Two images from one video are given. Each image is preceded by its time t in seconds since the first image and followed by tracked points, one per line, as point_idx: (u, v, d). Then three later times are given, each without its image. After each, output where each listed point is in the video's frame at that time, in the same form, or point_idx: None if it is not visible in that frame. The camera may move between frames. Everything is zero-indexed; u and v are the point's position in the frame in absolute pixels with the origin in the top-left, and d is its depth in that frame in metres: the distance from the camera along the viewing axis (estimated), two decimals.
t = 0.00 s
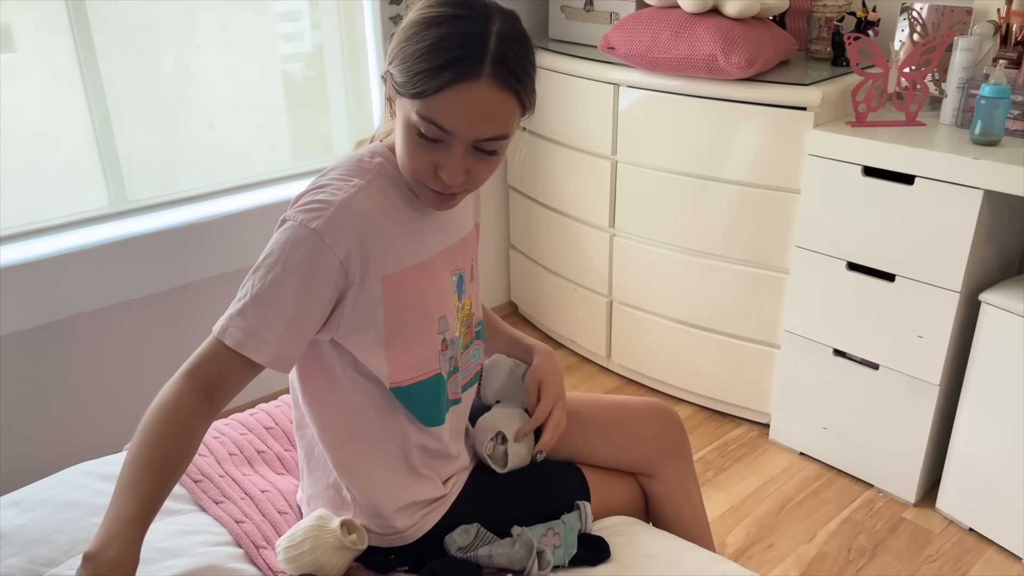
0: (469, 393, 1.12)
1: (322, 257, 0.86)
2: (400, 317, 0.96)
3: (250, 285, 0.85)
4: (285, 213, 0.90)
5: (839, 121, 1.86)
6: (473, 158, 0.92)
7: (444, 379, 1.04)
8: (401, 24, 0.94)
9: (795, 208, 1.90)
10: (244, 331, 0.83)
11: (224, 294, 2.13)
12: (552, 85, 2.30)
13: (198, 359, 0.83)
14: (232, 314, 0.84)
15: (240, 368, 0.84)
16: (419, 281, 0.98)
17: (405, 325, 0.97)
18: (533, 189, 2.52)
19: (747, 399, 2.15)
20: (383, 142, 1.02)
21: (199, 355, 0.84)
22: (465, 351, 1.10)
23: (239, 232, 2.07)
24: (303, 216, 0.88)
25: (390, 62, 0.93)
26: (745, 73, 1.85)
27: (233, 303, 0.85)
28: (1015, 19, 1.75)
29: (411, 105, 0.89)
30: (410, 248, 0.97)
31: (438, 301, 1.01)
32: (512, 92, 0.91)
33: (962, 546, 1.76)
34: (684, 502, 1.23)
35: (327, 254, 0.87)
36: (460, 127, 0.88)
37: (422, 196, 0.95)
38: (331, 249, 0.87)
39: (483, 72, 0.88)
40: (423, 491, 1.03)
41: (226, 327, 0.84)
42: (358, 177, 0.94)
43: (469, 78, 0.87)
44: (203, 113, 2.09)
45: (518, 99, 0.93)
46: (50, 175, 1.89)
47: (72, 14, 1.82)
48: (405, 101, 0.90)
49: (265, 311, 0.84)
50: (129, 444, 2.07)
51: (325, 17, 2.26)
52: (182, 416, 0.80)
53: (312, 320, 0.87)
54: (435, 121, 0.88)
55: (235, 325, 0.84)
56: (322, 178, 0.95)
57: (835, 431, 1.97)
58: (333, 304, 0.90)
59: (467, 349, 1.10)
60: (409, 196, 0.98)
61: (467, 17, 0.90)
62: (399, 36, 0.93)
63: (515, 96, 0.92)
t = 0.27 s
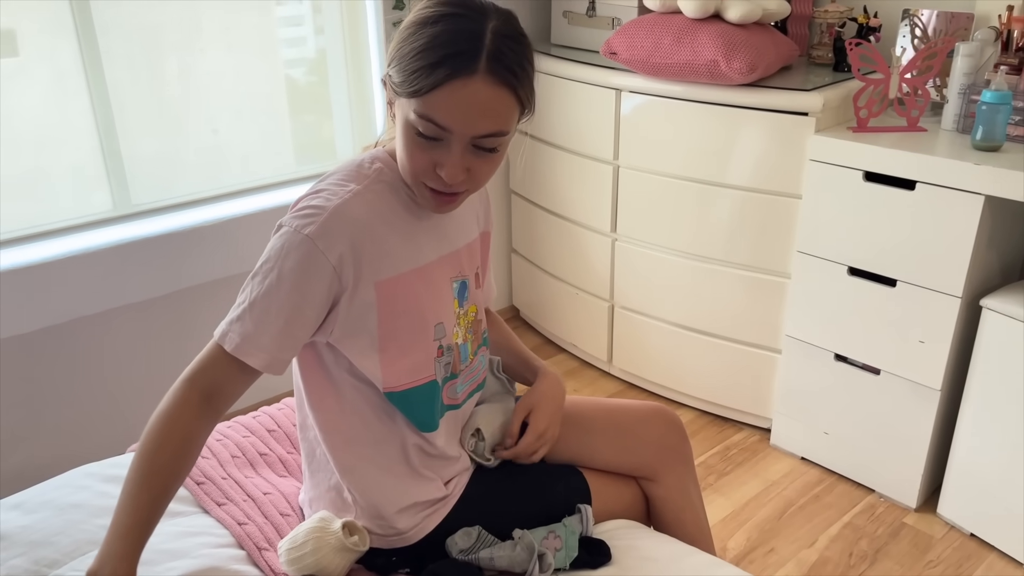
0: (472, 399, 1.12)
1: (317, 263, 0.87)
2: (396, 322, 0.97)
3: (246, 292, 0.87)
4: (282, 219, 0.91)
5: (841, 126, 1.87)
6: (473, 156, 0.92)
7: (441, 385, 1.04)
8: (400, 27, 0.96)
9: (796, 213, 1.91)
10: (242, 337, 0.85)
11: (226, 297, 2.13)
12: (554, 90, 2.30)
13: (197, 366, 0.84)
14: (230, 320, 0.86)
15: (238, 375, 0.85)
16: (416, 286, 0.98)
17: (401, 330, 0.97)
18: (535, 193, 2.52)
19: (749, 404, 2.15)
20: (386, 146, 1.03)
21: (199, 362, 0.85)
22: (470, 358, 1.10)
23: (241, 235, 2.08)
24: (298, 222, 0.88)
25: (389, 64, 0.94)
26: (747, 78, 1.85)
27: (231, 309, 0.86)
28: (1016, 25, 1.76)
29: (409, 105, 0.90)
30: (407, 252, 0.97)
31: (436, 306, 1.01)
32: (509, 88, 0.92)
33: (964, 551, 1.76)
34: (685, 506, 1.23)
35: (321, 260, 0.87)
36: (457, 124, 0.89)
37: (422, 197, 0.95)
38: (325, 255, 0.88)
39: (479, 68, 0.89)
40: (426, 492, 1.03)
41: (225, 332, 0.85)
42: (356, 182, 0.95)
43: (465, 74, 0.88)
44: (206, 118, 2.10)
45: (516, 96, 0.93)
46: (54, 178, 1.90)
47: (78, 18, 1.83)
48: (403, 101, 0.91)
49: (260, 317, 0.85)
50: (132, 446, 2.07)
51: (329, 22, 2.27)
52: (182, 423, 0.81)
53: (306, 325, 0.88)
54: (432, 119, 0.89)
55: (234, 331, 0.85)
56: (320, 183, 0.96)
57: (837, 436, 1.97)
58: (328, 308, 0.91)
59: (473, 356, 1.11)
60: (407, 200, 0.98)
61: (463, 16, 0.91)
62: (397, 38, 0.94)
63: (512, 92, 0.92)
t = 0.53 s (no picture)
0: (473, 408, 1.12)
1: (315, 272, 0.88)
2: (394, 331, 0.97)
3: (245, 301, 0.87)
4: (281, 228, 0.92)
5: (841, 134, 1.87)
6: (476, 155, 0.92)
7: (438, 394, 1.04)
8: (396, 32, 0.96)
9: (796, 220, 1.91)
10: (241, 347, 0.85)
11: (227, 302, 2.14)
12: (555, 97, 2.31)
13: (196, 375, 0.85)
14: (229, 330, 0.86)
15: (237, 385, 0.86)
16: (414, 295, 0.99)
17: (399, 339, 0.98)
18: (536, 199, 2.52)
19: (748, 411, 2.15)
20: (385, 155, 1.04)
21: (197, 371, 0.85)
22: (470, 367, 1.11)
23: (243, 240, 2.08)
24: (296, 231, 0.89)
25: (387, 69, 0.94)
26: (747, 86, 1.86)
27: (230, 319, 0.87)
28: (1016, 34, 1.76)
29: (409, 106, 0.90)
30: (405, 261, 0.98)
31: (434, 315, 1.01)
32: (509, 84, 0.92)
33: (963, 559, 1.76)
34: (682, 515, 1.23)
35: (318, 269, 0.88)
36: (459, 122, 0.89)
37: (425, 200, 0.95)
38: (323, 264, 0.88)
39: (479, 64, 0.89)
40: (423, 500, 1.04)
41: (225, 342, 0.86)
42: (354, 191, 0.95)
43: (465, 72, 0.89)
44: (209, 123, 2.10)
45: (516, 92, 0.94)
46: (57, 182, 1.91)
47: (81, 23, 1.84)
48: (403, 103, 0.91)
49: (259, 326, 0.85)
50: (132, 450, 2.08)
51: (332, 28, 2.28)
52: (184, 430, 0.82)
53: (303, 334, 0.88)
54: (434, 119, 0.89)
55: (234, 340, 0.86)
56: (319, 191, 0.96)
57: (836, 443, 1.97)
58: (325, 317, 0.91)
59: (473, 364, 1.11)
60: (405, 209, 0.99)
61: (459, 16, 0.92)
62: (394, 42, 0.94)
63: (512, 87, 0.93)
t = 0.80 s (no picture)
0: (468, 415, 1.13)
1: (307, 282, 0.88)
2: (388, 339, 0.97)
3: (238, 311, 0.88)
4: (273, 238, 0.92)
5: (837, 142, 1.88)
6: (468, 122, 0.95)
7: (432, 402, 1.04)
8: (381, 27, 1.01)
9: (792, 227, 1.91)
10: (235, 358, 0.86)
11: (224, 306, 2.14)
12: (553, 102, 2.32)
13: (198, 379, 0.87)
14: (223, 340, 0.87)
15: (233, 391, 0.88)
16: (409, 303, 0.99)
17: (393, 348, 0.98)
18: (533, 205, 2.53)
19: (744, 418, 2.15)
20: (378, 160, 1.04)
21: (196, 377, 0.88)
22: (465, 373, 1.11)
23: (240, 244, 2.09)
24: (288, 241, 0.89)
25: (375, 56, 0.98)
26: (743, 93, 1.87)
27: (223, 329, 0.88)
28: (1012, 43, 1.76)
29: (400, 78, 0.93)
30: (399, 268, 0.98)
31: (428, 324, 1.01)
32: (493, 46, 0.96)
33: (958, 566, 1.76)
34: (677, 521, 1.24)
35: (310, 279, 0.88)
36: (450, 80, 0.92)
37: (422, 181, 0.95)
38: (315, 274, 0.89)
39: (462, 25, 0.94)
40: (418, 507, 1.03)
41: (220, 351, 0.87)
42: (347, 200, 0.96)
43: (449, 32, 0.93)
44: (207, 127, 2.11)
45: (501, 57, 0.98)
46: (55, 185, 1.91)
47: (80, 27, 1.85)
48: (393, 78, 0.94)
49: (252, 336, 0.86)
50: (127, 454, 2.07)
51: (331, 32, 2.29)
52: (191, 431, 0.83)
53: (297, 343, 0.89)
54: (424, 81, 0.92)
55: (227, 350, 0.87)
56: (312, 199, 0.97)
57: (832, 450, 1.97)
58: (319, 325, 0.92)
59: (467, 371, 1.12)
60: (398, 216, 0.99)
61: None
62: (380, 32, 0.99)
63: (496, 50, 0.97)
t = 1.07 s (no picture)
0: (466, 419, 1.12)
1: (310, 287, 0.87)
2: (390, 342, 0.97)
3: (240, 319, 0.87)
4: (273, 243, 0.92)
5: (835, 148, 1.88)
6: (467, 135, 0.94)
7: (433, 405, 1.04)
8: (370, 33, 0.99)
9: (790, 233, 1.91)
10: (239, 367, 0.85)
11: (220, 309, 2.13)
12: (551, 107, 2.31)
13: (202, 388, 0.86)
14: (226, 349, 0.86)
15: (235, 399, 0.87)
16: (409, 305, 0.99)
17: (395, 351, 0.97)
18: (531, 209, 2.53)
19: (742, 424, 2.15)
20: (373, 164, 1.04)
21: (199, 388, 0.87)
22: (463, 376, 1.11)
23: (237, 247, 2.08)
24: (289, 246, 0.89)
25: (366, 66, 0.96)
26: (743, 99, 1.86)
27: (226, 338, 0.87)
28: (1011, 50, 1.77)
29: (395, 95, 0.92)
30: (399, 271, 0.97)
31: (428, 326, 1.01)
32: (488, 57, 0.95)
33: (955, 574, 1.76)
34: (674, 528, 1.23)
35: (315, 283, 0.88)
36: (447, 99, 0.91)
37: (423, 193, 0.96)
38: (318, 278, 0.88)
39: (456, 39, 0.92)
40: (414, 514, 1.03)
41: (222, 362, 0.86)
42: (345, 203, 0.95)
43: (444, 49, 0.91)
44: (205, 129, 2.10)
45: (496, 67, 0.96)
46: (51, 188, 1.90)
47: (77, 28, 1.84)
48: (388, 94, 0.93)
49: (257, 345, 0.85)
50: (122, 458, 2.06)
51: (329, 35, 2.28)
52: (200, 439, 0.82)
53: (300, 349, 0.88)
54: (421, 100, 0.91)
55: (230, 360, 0.86)
56: (310, 203, 0.96)
57: (829, 456, 1.97)
58: (322, 330, 0.91)
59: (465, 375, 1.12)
60: (398, 219, 0.99)
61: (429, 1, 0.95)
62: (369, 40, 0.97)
63: (491, 60, 0.95)
